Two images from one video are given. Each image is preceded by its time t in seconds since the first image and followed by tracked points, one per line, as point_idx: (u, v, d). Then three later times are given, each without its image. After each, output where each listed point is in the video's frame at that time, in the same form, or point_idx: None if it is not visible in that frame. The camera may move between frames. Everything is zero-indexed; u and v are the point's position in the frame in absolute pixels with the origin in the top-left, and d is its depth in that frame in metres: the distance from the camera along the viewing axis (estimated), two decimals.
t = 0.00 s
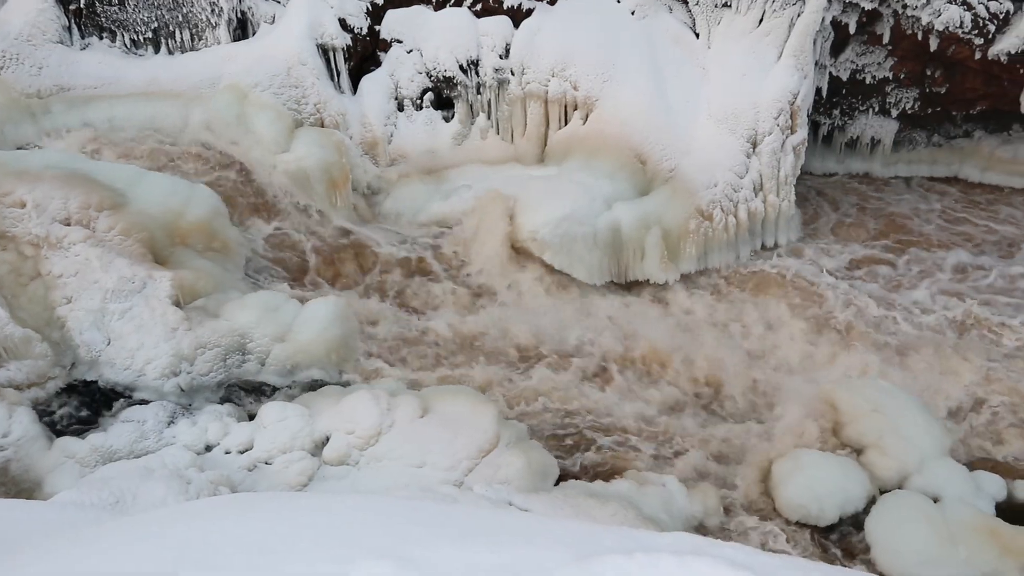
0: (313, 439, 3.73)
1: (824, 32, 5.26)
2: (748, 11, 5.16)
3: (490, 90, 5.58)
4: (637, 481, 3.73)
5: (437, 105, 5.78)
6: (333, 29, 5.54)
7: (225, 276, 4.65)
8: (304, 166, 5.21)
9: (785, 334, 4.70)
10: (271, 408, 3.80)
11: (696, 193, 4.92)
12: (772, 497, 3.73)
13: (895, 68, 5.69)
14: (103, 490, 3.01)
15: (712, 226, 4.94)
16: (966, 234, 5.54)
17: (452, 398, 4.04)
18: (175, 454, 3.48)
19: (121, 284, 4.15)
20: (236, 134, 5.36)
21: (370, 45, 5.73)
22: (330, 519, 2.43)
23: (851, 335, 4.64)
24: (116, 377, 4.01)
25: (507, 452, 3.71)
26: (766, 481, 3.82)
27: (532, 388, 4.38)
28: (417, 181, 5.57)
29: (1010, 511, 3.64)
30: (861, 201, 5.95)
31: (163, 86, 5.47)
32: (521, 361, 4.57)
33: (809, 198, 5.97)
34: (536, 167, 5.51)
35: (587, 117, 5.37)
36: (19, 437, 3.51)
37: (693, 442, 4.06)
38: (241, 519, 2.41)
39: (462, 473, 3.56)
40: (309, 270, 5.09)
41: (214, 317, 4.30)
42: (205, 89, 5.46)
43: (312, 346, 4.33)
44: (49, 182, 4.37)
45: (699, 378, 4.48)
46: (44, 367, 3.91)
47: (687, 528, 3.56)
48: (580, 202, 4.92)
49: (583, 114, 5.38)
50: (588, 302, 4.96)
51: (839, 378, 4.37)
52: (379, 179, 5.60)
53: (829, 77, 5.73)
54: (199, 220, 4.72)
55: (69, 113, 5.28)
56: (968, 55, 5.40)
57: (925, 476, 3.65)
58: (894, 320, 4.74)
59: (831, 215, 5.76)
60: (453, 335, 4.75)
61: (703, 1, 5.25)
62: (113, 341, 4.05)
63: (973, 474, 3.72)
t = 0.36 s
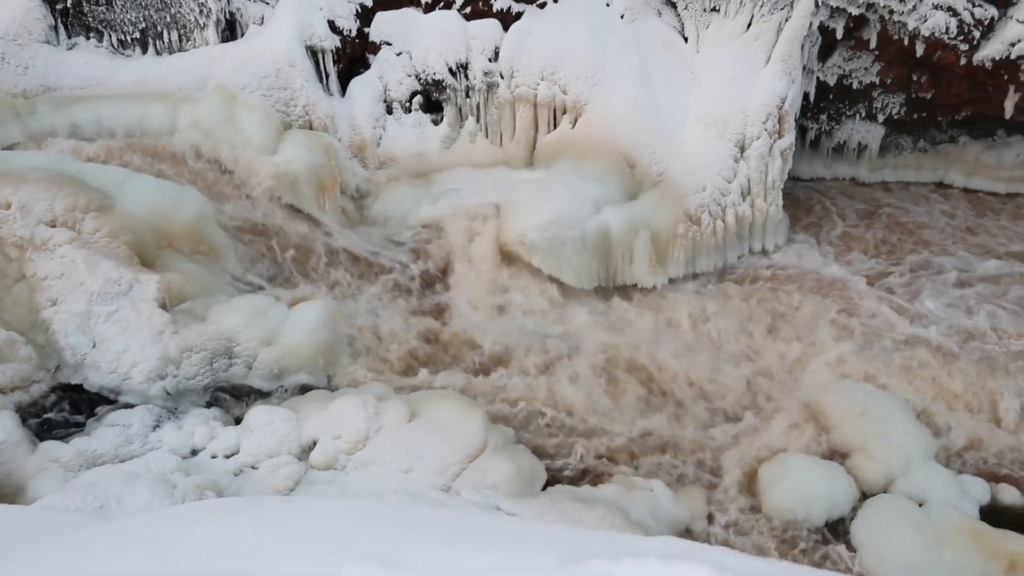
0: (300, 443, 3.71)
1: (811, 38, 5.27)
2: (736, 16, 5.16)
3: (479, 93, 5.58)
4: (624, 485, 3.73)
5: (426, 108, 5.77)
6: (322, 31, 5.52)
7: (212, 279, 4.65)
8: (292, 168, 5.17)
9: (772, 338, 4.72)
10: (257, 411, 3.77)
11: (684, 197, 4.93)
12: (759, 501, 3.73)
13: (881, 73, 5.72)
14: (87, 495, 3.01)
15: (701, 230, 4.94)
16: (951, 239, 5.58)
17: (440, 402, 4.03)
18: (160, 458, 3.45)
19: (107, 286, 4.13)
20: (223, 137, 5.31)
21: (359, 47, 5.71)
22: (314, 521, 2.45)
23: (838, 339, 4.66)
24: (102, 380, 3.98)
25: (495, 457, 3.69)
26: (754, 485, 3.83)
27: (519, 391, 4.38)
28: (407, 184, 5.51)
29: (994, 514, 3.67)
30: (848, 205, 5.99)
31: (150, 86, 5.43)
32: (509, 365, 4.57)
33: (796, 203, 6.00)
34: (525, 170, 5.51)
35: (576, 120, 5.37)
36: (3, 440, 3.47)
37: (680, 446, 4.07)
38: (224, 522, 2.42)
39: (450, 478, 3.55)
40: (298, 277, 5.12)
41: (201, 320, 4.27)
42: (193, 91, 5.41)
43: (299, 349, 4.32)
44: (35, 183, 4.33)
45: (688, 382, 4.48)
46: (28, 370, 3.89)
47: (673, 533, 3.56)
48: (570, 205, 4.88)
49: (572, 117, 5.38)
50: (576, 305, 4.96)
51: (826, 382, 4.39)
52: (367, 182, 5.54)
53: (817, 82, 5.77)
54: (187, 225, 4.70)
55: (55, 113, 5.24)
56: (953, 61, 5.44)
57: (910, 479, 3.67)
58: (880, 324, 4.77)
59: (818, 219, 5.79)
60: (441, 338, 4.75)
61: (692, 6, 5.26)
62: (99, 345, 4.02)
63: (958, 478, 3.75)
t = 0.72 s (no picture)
0: (283, 453, 3.68)
1: (795, 56, 5.36)
2: (722, 33, 5.23)
3: (466, 106, 5.60)
4: (609, 497, 3.72)
5: (413, 120, 5.76)
6: (309, 41, 5.51)
7: (195, 289, 4.60)
8: (277, 178, 5.19)
9: (756, 352, 4.73)
10: (240, 421, 3.75)
11: (669, 211, 4.95)
12: (741, 513, 3.75)
13: (864, 92, 5.79)
14: (66, 506, 2.94)
15: (685, 243, 4.98)
16: (932, 255, 5.63)
17: (423, 412, 4.01)
18: (141, 469, 3.42)
19: (88, 295, 4.07)
20: (210, 148, 5.31)
21: (346, 58, 5.68)
22: (294, 532, 2.45)
23: (821, 354, 4.69)
24: (81, 390, 3.96)
25: (479, 468, 3.68)
26: (737, 497, 3.84)
27: (504, 403, 4.37)
28: (392, 195, 5.56)
29: (972, 527, 3.71)
30: (830, 221, 6.04)
31: (135, 95, 5.44)
32: (493, 376, 4.57)
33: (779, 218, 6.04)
34: (511, 183, 5.52)
35: (562, 134, 5.39)
36: None
37: (664, 458, 4.07)
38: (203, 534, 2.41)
39: (433, 489, 3.54)
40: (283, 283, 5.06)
41: (183, 329, 4.24)
42: (178, 100, 5.43)
43: (282, 360, 4.29)
44: (15, 191, 4.30)
45: (672, 395, 4.49)
46: (6, 379, 3.86)
47: (657, 545, 3.56)
48: (556, 219, 4.92)
49: (558, 131, 5.40)
50: (561, 317, 4.96)
51: (809, 396, 4.40)
52: (353, 193, 5.58)
53: (800, 99, 5.83)
54: (170, 233, 4.68)
55: (38, 120, 5.23)
56: (934, 82, 5.52)
57: (891, 493, 3.69)
58: (862, 338, 4.80)
59: (801, 234, 5.84)
60: (425, 349, 4.73)
61: (678, 22, 5.31)
62: (79, 353, 3.98)
63: (937, 490, 3.79)
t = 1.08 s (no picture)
0: (271, 455, 3.66)
1: (779, 53, 5.39)
2: (706, 30, 5.25)
3: (452, 104, 5.58)
4: (598, 494, 3.73)
5: (398, 119, 5.75)
6: (293, 41, 5.49)
7: (180, 290, 4.60)
8: (261, 179, 5.17)
9: (743, 348, 4.75)
10: (228, 422, 3.74)
11: (656, 208, 4.96)
12: (730, 508, 3.77)
13: (847, 88, 5.83)
14: (51, 510, 2.93)
15: (671, 240, 4.98)
16: (915, 250, 5.68)
17: (411, 412, 4.01)
18: (127, 471, 3.39)
19: (72, 298, 4.07)
20: (194, 148, 5.30)
21: (330, 58, 5.66)
22: (282, 532, 2.44)
23: (807, 348, 4.71)
24: (65, 394, 3.89)
25: (468, 466, 3.67)
26: (725, 493, 3.85)
27: (492, 401, 4.37)
28: (378, 194, 5.56)
29: (957, 519, 3.74)
30: (814, 217, 6.07)
31: (117, 96, 5.40)
32: (482, 375, 4.56)
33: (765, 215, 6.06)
34: (497, 181, 5.50)
35: (548, 132, 5.39)
36: None
37: (653, 455, 4.08)
38: (191, 535, 2.40)
39: (423, 488, 3.54)
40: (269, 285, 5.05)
41: (169, 331, 4.21)
42: (161, 100, 5.37)
43: (270, 361, 4.28)
44: None
45: (659, 391, 4.50)
46: None
47: (646, 541, 3.57)
48: (541, 217, 4.95)
49: (544, 129, 5.39)
50: (548, 315, 4.95)
51: (796, 391, 4.43)
52: (339, 192, 5.56)
53: (784, 96, 5.87)
54: (155, 234, 4.66)
55: (18, 123, 5.20)
56: (915, 78, 5.57)
57: (877, 486, 3.72)
58: (848, 334, 4.83)
59: (786, 230, 5.87)
60: (412, 349, 4.72)
61: (662, 20, 5.33)
62: (63, 356, 3.94)
63: (921, 483, 3.81)
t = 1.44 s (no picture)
0: (268, 465, 3.58)
1: (786, 50, 5.29)
2: (711, 27, 5.14)
3: (452, 104, 5.49)
4: (601, 505, 3.64)
5: (398, 119, 5.64)
6: (292, 41, 5.41)
7: (176, 296, 4.50)
8: (260, 182, 5.10)
9: (750, 351, 4.65)
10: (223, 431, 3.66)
11: (659, 210, 4.86)
12: (736, 519, 3.68)
13: (855, 85, 5.72)
14: (43, 526, 2.91)
15: (675, 242, 4.89)
16: (924, 250, 5.57)
17: (410, 420, 3.93)
18: (121, 484, 3.31)
19: (67, 304, 3.98)
20: (191, 151, 5.20)
21: (329, 57, 5.57)
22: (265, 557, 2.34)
23: (815, 352, 4.62)
24: (60, 402, 3.81)
25: (468, 477, 3.59)
26: (730, 502, 3.76)
27: (494, 408, 4.28)
28: (379, 197, 5.40)
29: (971, 529, 3.65)
30: (822, 217, 5.97)
31: (115, 97, 5.33)
32: (483, 381, 4.47)
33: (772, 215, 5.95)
34: (497, 181, 5.41)
35: (550, 131, 5.29)
36: None
37: (657, 463, 3.99)
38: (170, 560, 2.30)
39: (421, 499, 3.45)
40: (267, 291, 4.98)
41: (165, 338, 4.14)
42: (159, 102, 5.29)
43: (267, 366, 4.20)
44: None
45: (664, 396, 4.41)
46: None
47: (650, 554, 3.48)
48: (544, 218, 4.82)
49: (546, 128, 5.30)
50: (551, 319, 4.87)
51: (804, 396, 4.33)
52: (338, 194, 5.48)
53: (791, 94, 5.76)
54: (151, 240, 4.62)
55: (14, 125, 5.11)
56: (926, 74, 5.45)
57: (887, 496, 3.63)
58: (856, 337, 4.73)
59: (793, 230, 5.77)
60: (412, 353, 4.64)
61: (666, 17, 5.22)
62: (59, 364, 3.84)
63: (934, 493, 3.73)
